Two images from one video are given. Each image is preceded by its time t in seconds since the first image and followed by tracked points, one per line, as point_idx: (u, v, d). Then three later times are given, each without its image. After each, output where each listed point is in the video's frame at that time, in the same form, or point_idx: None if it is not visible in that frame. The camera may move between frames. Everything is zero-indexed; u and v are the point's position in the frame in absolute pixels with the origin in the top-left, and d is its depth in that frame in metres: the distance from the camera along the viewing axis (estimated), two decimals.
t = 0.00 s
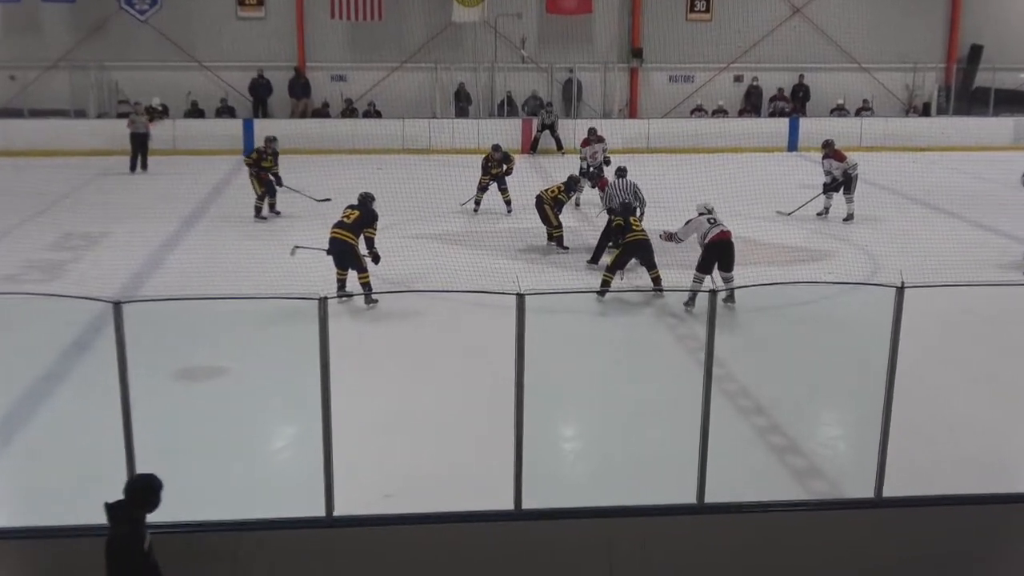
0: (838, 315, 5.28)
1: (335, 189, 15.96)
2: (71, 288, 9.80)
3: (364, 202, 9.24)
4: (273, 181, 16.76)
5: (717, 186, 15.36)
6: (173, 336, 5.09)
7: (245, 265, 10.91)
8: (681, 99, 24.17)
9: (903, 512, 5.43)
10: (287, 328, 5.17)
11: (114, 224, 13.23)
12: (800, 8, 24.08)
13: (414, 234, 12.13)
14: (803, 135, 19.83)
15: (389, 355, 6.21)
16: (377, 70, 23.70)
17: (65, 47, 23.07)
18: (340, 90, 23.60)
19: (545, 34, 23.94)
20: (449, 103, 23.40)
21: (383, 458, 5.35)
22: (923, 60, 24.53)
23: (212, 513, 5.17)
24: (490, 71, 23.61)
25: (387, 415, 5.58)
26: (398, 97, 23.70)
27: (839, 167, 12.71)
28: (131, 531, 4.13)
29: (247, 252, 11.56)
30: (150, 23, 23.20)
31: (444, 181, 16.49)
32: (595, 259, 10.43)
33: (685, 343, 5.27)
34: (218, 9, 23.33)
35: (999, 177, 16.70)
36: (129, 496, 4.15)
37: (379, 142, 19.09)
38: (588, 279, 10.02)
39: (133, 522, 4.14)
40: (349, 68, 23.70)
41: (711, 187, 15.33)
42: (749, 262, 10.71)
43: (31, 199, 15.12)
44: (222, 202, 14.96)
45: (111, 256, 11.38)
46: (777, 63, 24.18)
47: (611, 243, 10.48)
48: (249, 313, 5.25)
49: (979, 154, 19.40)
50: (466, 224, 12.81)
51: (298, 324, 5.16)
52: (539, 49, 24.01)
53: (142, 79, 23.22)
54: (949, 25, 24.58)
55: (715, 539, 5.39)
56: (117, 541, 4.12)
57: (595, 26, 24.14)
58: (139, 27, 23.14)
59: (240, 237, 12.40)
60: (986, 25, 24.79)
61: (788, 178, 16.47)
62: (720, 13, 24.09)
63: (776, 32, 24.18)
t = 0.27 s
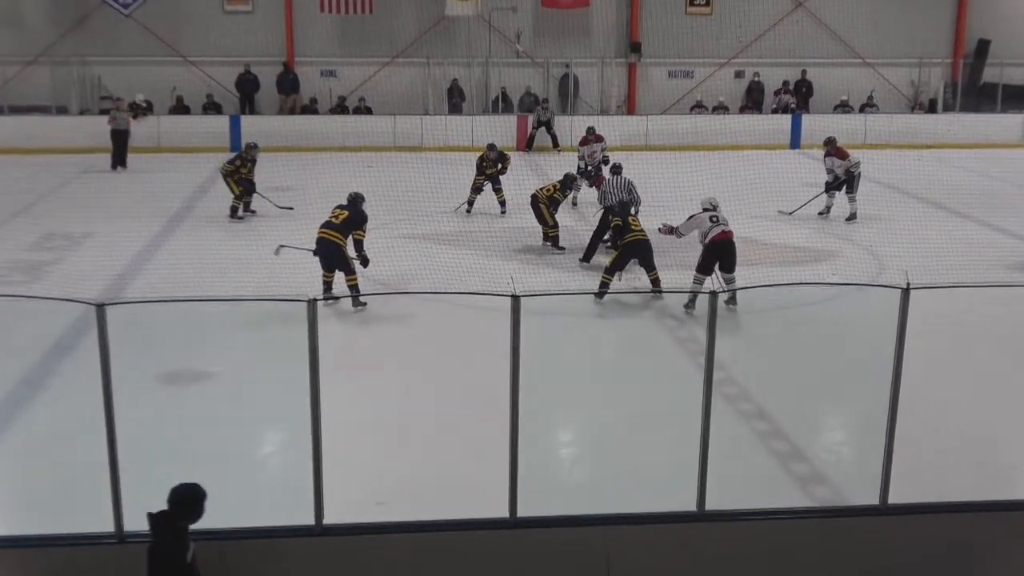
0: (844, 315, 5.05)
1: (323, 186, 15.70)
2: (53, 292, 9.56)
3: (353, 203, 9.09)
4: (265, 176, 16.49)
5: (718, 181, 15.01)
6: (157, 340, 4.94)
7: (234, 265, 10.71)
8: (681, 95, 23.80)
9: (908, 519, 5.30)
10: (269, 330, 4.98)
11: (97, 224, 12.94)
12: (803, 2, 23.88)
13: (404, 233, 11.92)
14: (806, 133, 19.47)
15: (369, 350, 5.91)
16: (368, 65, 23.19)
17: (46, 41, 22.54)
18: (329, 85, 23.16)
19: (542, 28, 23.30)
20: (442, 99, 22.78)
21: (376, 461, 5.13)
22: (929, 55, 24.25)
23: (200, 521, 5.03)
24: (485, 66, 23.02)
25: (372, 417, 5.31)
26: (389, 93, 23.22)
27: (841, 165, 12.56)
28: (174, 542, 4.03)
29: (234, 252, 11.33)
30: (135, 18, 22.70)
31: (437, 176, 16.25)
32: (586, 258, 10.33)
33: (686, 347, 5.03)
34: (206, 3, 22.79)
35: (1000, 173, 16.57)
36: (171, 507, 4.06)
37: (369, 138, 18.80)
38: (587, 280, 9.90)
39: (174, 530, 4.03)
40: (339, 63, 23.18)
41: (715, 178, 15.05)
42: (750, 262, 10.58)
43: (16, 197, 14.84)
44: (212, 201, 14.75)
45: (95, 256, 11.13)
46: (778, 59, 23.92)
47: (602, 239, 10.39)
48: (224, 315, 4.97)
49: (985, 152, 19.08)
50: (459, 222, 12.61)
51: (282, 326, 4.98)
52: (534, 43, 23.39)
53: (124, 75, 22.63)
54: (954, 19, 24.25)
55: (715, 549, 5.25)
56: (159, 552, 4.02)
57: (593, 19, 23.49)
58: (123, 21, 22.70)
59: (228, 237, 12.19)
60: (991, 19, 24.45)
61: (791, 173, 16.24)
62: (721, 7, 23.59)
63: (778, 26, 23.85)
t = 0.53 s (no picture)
0: (850, 316, 4.87)
1: (310, 179, 15.35)
2: (33, 293, 9.29)
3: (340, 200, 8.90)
4: (256, 169, 16.11)
5: (718, 177, 14.73)
6: (139, 343, 4.75)
7: (223, 264, 10.46)
8: (682, 90, 23.38)
9: (917, 527, 5.15)
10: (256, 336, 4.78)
11: (81, 221, 12.63)
12: None
13: (394, 233, 11.69)
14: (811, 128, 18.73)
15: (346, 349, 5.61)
16: (360, 59, 22.65)
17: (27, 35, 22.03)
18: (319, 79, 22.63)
19: (538, 20, 22.95)
20: (436, 95, 22.27)
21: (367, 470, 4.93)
22: (937, 50, 23.80)
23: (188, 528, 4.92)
24: (479, 61, 22.60)
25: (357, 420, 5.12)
26: (381, 88, 22.63)
27: (843, 164, 12.38)
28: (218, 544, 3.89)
29: (221, 249, 11.08)
30: (119, 12, 22.19)
31: (431, 171, 15.95)
32: (580, 254, 10.29)
33: (686, 349, 4.82)
34: None
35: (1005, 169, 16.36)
36: (214, 509, 3.95)
37: (360, 133, 17.96)
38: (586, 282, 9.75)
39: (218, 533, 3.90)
40: (330, 57, 22.63)
41: (714, 176, 14.83)
42: (751, 262, 10.44)
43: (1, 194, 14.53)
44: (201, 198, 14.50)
45: (78, 254, 10.85)
46: (781, 53, 23.47)
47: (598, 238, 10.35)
48: (218, 316, 4.75)
49: (999, 149, 18.44)
50: (452, 222, 12.39)
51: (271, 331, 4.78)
52: (529, 36, 23.00)
53: (109, 69, 22.11)
54: (962, 13, 23.85)
55: (718, 557, 5.10)
56: (202, 554, 3.85)
57: (591, 13, 23.07)
58: (108, 14, 22.17)
59: (218, 233, 11.92)
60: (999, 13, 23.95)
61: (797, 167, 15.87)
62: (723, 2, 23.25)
63: (780, 20, 23.43)
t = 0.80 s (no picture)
0: (856, 318, 4.73)
1: (302, 170, 15.10)
2: (13, 292, 9.07)
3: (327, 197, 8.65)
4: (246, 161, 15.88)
5: (717, 176, 14.66)
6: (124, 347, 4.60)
7: (212, 260, 10.25)
8: (682, 85, 22.79)
9: (925, 534, 5.00)
10: (242, 342, 4.60)
11: (64, 215, 12.37)
12: None
13: (386, 232, 11.51)
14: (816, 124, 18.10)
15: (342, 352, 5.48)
16: (351, 52, 22.21)
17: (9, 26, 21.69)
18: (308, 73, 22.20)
19: (534, 14, 22.38)
20: (429, 89, 21.73)
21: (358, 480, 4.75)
22: (945, 43, 23.14)
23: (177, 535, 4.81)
24: (474, 55, 22.09)
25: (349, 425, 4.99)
26: (374, 82, 22.20)
27: (848, 160, 12.22)
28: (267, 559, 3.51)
29: (208, 244, 10.87)
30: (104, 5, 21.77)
31: (424, 163, 15.65)
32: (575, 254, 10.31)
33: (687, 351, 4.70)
34: None
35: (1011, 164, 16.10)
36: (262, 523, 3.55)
37: (351, 131, 17.38)
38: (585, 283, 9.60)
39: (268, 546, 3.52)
40: (320, 51, 22.20)
41: (715, 175, 14.67)
42: (755, 262, 10.28)
43: None
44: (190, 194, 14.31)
45: (61, 250, 10.63)
46: (785, 47, 22.82)
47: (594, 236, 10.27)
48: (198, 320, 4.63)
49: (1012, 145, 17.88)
50: (445, 221, 12.20)
51: (260, 338, 4.61)
52: (526, 30, 22.44)
53: (97, 62, 21.82)
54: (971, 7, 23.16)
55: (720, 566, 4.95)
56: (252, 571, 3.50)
57: (588, 6, 22.47)
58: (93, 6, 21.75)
59: (206, 226, 11.74)
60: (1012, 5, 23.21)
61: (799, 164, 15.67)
62: None
63: (784, 13, 22.82)
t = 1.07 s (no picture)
0: (861, 320, 4.61)
1: (296, 166, 14.91)
2: None
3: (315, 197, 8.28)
4: (238, 154, 15.67)
5: (718, 173, 14.38)
6: (108, 350, 4.45)
7: (203, 260, 10.08)
8: (686, 79, 22.30)
9: (935, 543, 4.84)
10: (231, 343, 4.49)
11: (53, 212, 12.17)
12: None
13: (380, 231, 11.34)
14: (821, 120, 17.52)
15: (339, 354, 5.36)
16: (344, 46, 21.73)
17: None
18: (299, 68, 21.69)
19: (532, 7, 21.87)
20: (423, 84, 21.49)
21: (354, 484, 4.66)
22: (955, 36, 22.63)
23: (162, 543, 4.65)
24: (470, 49, 21.64)
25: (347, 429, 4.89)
26: (367, 77, 21.74)
27: (855, 158, 12.09)
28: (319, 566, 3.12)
29: (198, 243, 10.69)
30: None
31: (416, 158, 15.43)
32: (575, 252, 10.06)
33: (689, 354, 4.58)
34: None
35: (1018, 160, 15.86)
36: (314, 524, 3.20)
37: (343, 127, 16.88)
38: (584, 284, 9.44)
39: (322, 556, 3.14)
40: (312, 45, 21.73)
41: (717, 171, 14.48)
42: (761, 262, 10.13)
43: None
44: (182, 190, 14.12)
45: (46, 249, 10.44)
46: (789, 41, 22.31)
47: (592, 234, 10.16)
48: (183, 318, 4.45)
49: None
50: (441, 219, 12.02)
51: (249, 337, 4.52)
52: (523, 23, 21.93)
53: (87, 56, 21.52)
54: None
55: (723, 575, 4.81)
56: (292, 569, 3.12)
57: None
58: None
59: (191, 225, 11.54)
60: None
61: (804, 161, 15.47)
62: None
63: (790, 6, 22.18)
